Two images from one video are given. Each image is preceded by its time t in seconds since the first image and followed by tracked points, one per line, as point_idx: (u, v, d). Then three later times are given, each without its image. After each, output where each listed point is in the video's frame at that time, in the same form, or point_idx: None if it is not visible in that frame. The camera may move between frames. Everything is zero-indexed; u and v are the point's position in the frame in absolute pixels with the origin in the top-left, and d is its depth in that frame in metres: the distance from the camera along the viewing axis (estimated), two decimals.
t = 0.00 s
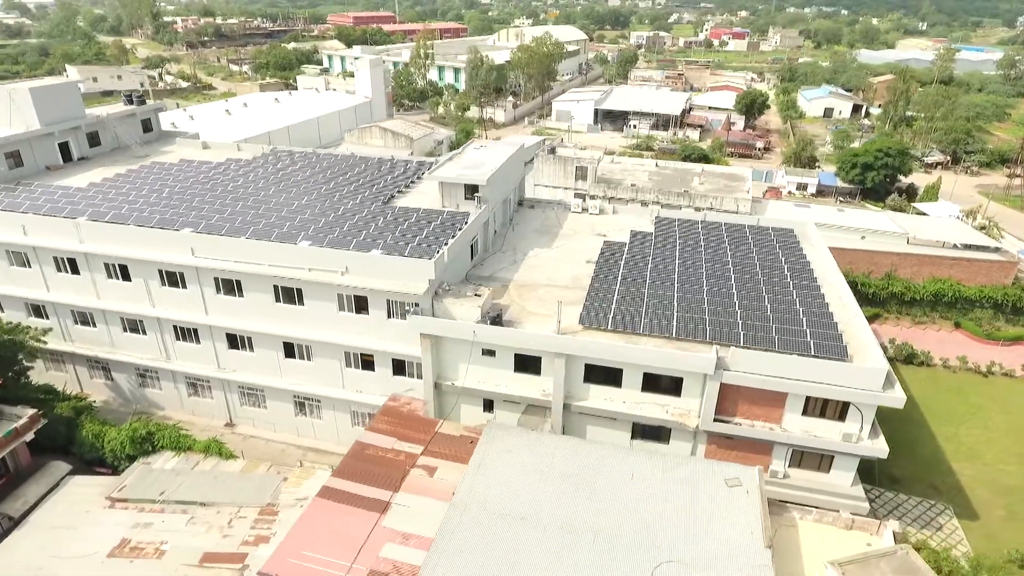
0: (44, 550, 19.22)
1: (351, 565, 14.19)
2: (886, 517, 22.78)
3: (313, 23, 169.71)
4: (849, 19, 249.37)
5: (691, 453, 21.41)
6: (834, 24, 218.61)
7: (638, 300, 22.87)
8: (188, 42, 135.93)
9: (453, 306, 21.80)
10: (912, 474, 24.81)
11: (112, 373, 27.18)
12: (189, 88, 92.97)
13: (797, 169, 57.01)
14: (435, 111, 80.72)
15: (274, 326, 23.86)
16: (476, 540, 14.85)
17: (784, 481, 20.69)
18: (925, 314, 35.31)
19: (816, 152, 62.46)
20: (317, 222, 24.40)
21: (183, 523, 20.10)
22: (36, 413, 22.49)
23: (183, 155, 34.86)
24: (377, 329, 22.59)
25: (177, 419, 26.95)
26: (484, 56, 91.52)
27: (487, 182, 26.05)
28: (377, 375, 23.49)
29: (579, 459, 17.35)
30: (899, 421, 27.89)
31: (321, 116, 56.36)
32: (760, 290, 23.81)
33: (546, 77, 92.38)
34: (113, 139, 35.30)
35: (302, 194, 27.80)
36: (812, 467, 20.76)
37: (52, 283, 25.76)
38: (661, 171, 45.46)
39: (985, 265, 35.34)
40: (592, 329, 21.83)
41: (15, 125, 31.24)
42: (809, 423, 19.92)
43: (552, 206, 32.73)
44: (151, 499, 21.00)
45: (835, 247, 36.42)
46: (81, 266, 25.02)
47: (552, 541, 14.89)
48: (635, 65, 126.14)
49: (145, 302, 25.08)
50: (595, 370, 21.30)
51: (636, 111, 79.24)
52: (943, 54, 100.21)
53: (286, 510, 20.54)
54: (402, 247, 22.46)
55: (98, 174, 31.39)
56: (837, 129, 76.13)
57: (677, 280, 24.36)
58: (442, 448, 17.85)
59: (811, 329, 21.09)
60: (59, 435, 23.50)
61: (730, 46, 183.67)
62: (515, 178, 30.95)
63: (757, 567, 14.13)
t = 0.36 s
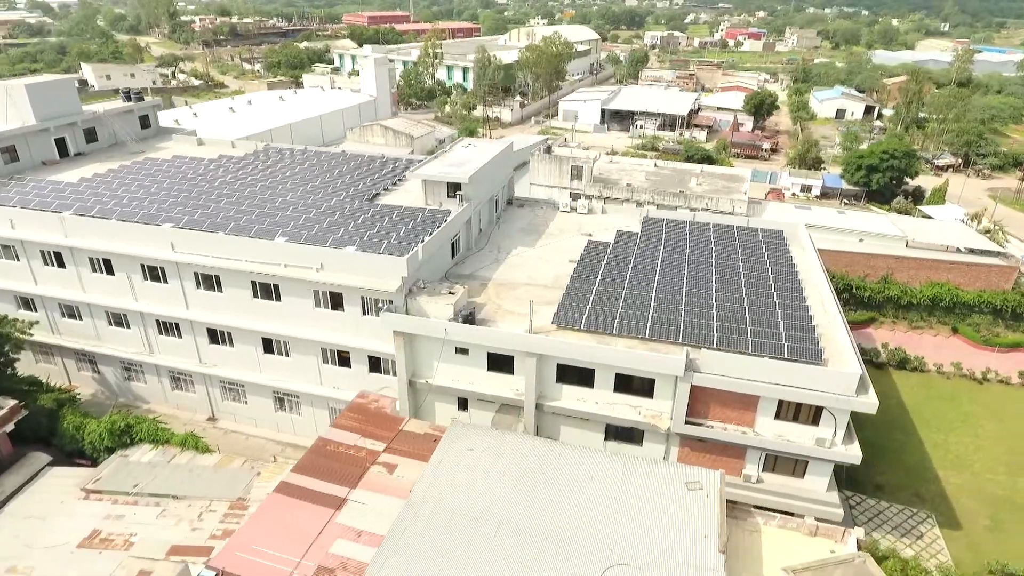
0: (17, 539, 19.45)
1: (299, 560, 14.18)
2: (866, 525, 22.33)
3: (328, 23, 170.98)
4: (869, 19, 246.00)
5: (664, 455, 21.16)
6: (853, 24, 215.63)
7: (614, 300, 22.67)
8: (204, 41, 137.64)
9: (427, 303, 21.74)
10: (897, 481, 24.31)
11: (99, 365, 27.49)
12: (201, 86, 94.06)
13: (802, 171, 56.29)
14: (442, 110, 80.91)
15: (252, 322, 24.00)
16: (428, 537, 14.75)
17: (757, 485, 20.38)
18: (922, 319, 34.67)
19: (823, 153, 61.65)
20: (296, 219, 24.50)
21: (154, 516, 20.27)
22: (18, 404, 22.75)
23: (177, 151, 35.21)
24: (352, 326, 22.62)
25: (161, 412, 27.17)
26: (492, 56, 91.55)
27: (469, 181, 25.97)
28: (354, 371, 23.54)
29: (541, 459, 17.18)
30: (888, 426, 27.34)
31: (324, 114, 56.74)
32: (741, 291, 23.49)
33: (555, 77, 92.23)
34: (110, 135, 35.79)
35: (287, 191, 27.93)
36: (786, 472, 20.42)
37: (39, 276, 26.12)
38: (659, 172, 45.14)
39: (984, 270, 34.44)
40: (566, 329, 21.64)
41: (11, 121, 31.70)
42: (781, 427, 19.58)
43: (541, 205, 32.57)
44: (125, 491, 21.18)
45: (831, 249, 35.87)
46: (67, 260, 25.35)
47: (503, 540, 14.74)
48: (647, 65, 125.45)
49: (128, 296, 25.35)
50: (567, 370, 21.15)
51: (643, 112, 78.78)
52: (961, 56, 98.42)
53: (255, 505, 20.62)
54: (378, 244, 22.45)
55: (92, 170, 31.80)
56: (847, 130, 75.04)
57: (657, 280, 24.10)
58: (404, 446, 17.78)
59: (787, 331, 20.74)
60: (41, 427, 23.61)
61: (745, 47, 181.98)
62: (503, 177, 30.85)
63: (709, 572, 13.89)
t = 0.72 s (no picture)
0: None
1: (248, 554, 14.20)
2: (843, 532, 21.94)
3: (342, 22, 172.01)
4: (889, 20, 242.41)
5: (636, 458, 20.92)
6: (872, 25, 212.65)
7: (590, 300, 22.50)
8: (219, 40, 139.13)
9: (400, 300, 21.66)
10: (880, 488, 23.84)
11: (86, 358, 27.81)
12: (212, 84, 94.97)
13: (806, 172, 55.54)
14: (448, 109, 81.01)
15: (231, 317, 24.14)
16: (378, 535, 14.70)
17: (728, 489, 20.12)
18: (918, 323, 34.02)
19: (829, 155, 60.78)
20: (276, 215, 24.59)
21: (125, 508, 20.41)
22: None
23: (172, 148, 35.53)
24: (327, 322, 22.66)
25: (145, 406, 27.41)
26: (500, 55, 91.51)
27: (451, 178, 25.91)
28: (330, 368, 23.57)
29: (501, 459, 17.07)
30: (875, 432, 26.85)
31: (326, 113, 57.02)
32: (720, 293, 23.19)
33: (563, 77, 91.98)
34: (107, 132, 36.22)
35: (272, 187, 28.05)
36: (758, 476, 20.12)
37: (27, 270, 26.50)
38: (657, 172, 44.76)
39: (982, 274, 33.83)
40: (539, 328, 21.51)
41: (9, 116, 32.15)
42: (752, 430, 19.27)
43: (529, 204, 32.43)
44: (99, 483, 21.38)
45: (825, 251, 35.34)
46: (53, 254, 25.68)
47: (454, 539, 14.66)
48: (658, 66, 124.67)
49: (112, 290, 25.61)
50: (539, 370, 21.00)
51: (649, 111, 78.24)
52: (979, 56, 96.55)
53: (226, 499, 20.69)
54: (353, 240, 22.46)
55: (86, 166, 32.20)
56: (857, 131, 73.94)
57: (635, 281, 23.90)
58: (366, 442, 17.75)
59: (762, 334, 20.43)
60: (23, 418, 24.01)
61: (760, 47, 180.16)
62: (490, 175, 30.74)
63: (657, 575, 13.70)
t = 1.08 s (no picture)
0: None
1: (198, 547, 14.25)
2: (820, 539, 21.56)
3: (357, 22, 173.07)
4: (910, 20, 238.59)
5: (609, 459, 20.71)
6: (893, 25, 209.37)
7: (565, 299, 22.37)
8: (235, 39, 140.66)
9: (374, 297, 21.65)
10: (862, 495, 23.40)
11: (74, 351, 28.17)
12: (224, 82, 95.93)
13: (811, 173, 54.77)
14: (455, 108, 81.11)
15: (211, 312, 24.30)
16: (330, 531, 14.70)
17: (699, 492, 19.88)
18: (915, 328, 33.39)
19: (836, 156, 59.92)
20: (258, 211, 24.74)
21: (99, 499, 20.58)
22: None
23: (168, 144, 35.89)
24: (304, 318, 22.73)
25: (131, 399, 27.68)
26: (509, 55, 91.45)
27: (433, 176, 25.88)
28: (307, 364, 23.63)
29: (461, 457, 16.98)
30: (862, 438, 26.37)
31: (330, 111, 57.29)
32: (699, 293, 22.93)
33: (572, 77, 91.72)
34: (105, 128, 36.72)
35: (258, 183, 28.22)
36: (730, 480, 19.85)
37: (17, 263, 26.91)
38: (656, 172, 44.43)
39: (981, 278, 33.07)
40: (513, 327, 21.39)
41: (7, 112, 32.70)
42: (722, 433, 19.01)
43: (519, 202, 32.30)
44: (76, 473, 21.57)
45: (820, 253, 34.78)
46: (41, 247, 26.06)
47: (404, 537, 14.60)
48: (670, 66, 123.85)
49: (98, 284, 25.93)
50: (511, 369, 20.87)
51: (657, 111, 77.65)
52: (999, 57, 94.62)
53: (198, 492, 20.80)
54: (329, 237, 22.52)
55: (82, 161, 32.66)
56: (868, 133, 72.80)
57: (614, 280, 23.72)
58: (329, 438, 17.77)
59: (735, 335, 20.17)
60: (8, 408, 24.37)
61: (777, 47, 178.31)
62: (478, 172, 30.69)
63: None
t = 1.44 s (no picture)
0: None
1: (152, 538, 14.38)
2: (797, 547, 21.14)
3: (373, 22, 173.91)
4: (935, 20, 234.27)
5: (581, 459, 20.54)
6: (916, 25, 205.83)
7: (542, 298, 22.23)
8: (252, 38, 142.21)
9: (349, 293, 21.67)
10: (846, 502, 22.91)
11: (67, 342, 28.60)
12: (238, 80, 96.97)
13: (818, 175, 53.98)
14: (464, 107, 81.17)
15: (195, 306, 24.55)
16: (284, 525, 14.74)
17: (671, 495, 19.64)
18: (913, 333, 32.71)
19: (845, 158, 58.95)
20: (242, 207, 24.93)
21: (77, 489, 20.79)
22: None
23: (167, 140, 36.32)
24: (282, 314, 22.85)
25: (121, 391, 28.01)
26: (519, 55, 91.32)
27: (417, 173, 25.90)
28: (287, 358, 23.74)
29: (422, 454, 16.94)
30: (850, 444, 25.82)
31: (336, 109, 57.65)
32: (678, 294, 22.66)
33: (582, 77, 91.37)
34: (106, 124, 37.29)
35: (247, 180, 28.46)
36: (702, 483, 19.58)
37: (11, 255, 27.41)
38: (655, 172, 44.04)
39: (982, 283, 32.26)
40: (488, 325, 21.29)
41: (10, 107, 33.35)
42: (693, 436, 18.76)
43: (509, 200, 32.20)
44: (56, 463, 21.83)
45: (817, 256, 34.23)
46: (33, 240, 26.51)
47: (356, 532, 14.61)
48: (684, 66, 122.85)
49: (87, 277, 26.30)
50: (483, 367, 20.78)
51: (666, 111, 77.00)
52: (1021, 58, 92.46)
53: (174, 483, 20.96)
54: (308, 233, 22.62)
55: (80, 157, 33.18)
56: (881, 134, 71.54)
57: (594, 280, 23.54)
58: (294, 432, 17.84)
59: (710, 337, 19.88)
60: None
61: (796, 48, 176.10)
62: (467, 171, 30.65)
63: None
